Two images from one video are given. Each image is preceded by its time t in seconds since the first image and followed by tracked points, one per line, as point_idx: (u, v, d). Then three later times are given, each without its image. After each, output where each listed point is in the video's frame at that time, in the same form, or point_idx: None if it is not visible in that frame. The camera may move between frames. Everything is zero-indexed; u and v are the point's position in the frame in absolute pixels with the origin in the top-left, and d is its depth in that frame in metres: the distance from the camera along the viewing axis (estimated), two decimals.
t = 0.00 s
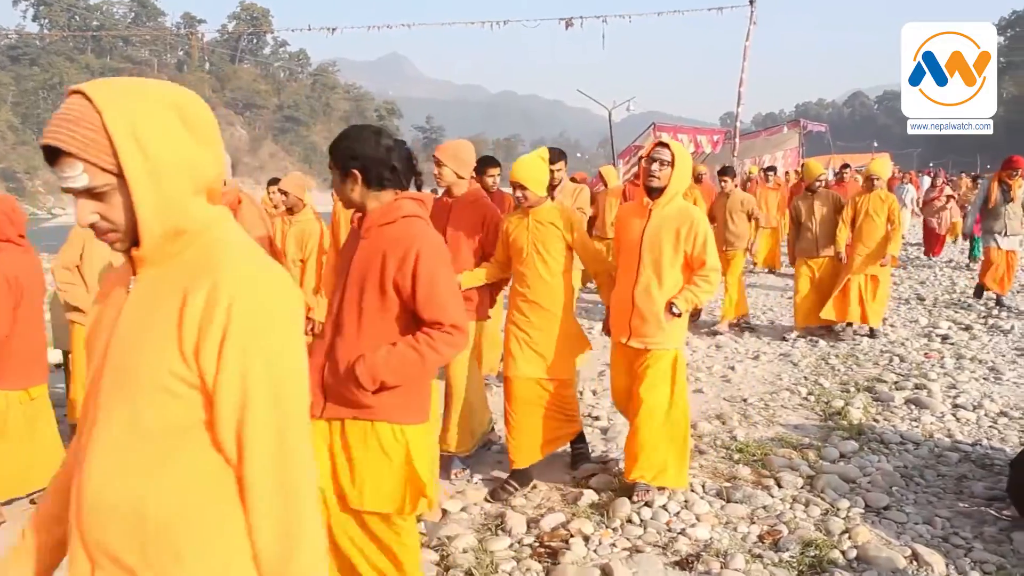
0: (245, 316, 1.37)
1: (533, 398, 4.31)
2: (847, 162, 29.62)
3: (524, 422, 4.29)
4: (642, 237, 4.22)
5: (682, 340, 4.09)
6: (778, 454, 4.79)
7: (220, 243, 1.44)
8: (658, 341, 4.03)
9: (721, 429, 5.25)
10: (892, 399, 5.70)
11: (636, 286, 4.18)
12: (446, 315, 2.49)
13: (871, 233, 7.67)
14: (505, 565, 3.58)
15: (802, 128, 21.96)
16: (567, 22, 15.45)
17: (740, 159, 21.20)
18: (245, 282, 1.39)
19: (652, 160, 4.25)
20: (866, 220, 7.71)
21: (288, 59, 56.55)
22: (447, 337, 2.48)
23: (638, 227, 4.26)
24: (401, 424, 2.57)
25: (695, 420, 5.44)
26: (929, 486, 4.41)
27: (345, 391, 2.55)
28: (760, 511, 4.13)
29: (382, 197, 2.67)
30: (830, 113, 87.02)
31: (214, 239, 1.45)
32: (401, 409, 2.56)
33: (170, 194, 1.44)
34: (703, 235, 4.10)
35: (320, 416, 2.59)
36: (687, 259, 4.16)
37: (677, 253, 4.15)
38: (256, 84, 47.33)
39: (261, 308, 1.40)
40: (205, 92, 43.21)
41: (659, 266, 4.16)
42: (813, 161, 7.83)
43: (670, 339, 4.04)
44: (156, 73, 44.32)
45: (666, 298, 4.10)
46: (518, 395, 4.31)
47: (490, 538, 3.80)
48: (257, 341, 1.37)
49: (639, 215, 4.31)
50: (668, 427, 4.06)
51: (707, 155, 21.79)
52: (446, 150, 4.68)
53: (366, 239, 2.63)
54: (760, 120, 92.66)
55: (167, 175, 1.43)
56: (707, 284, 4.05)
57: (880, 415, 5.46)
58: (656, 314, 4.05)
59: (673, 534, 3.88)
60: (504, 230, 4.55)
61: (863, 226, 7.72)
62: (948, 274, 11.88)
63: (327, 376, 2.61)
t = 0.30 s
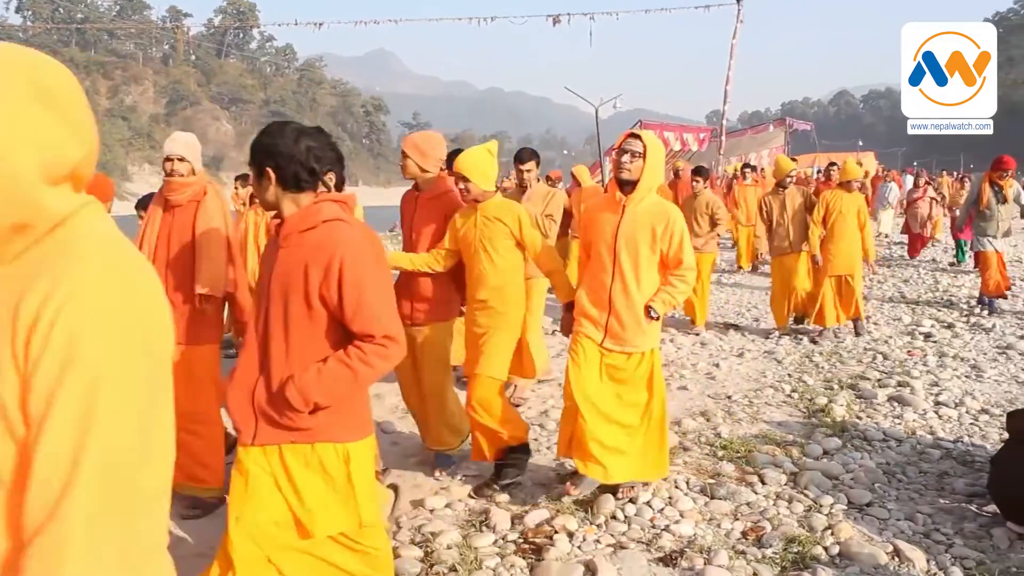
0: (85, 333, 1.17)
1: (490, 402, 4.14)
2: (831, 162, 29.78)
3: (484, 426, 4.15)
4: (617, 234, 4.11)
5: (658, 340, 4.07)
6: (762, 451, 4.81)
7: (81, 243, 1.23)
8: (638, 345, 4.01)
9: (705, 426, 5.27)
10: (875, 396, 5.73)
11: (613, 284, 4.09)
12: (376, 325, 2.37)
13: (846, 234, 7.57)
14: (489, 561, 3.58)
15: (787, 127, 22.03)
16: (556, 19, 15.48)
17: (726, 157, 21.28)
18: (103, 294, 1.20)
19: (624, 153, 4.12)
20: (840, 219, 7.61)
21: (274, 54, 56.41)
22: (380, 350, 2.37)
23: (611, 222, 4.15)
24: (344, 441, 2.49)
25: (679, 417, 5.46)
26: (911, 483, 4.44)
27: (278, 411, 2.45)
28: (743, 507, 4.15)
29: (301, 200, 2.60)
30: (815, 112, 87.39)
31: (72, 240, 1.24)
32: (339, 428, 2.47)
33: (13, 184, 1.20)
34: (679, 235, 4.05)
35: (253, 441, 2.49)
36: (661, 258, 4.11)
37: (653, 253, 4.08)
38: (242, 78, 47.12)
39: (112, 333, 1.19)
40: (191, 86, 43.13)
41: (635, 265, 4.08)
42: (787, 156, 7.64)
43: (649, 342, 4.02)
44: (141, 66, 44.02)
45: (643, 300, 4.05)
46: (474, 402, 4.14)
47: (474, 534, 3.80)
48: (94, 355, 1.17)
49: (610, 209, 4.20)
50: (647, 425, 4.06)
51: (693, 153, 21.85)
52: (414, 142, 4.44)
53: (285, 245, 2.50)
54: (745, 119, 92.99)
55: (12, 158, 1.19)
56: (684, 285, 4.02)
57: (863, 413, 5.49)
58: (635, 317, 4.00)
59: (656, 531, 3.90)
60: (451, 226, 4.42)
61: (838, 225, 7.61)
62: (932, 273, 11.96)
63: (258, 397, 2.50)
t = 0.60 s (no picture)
0: None
1: (425, 428, 3.85)
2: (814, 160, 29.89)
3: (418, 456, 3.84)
4: (563, 244, 3.82)
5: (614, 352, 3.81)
6: (746, 448, 4.82)
7: None
8: (599, 361, 3.72)
9: (689, 423, 5.28)
10: (858, 394, 5.76)
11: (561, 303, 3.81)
12: (298, 316, 2.40)
13: (823, 233, 7.22)
14: (474, 558, 3.58)
15: (772, 125, 22.10)
16: (541, 16, 15.49)
17: (711, 155, 21.34)
18: None
19: (564, 158, 3.84)
20: (816, 217, 7.28)
21: (258, 49, 56.19)
22: (303, 338, 2.41)
23: (556, 235, 3.85)
24: (248, 454, 2.42)
25: (663, 415, 5.47)
26: (893, 480, 4.47)
27: (186, 424, 2.31)
28: (728, 505, 4.16)
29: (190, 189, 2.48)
30: (799, 111, 87.72)
31: None
32: (245, 437, 2.40)
33: None
34: (632, 239, 3.79)
35: (158, 464, 2.34)
36: (613, 265, 3.84)
37: (604, 260, 3.82)
38: (226, 74, 46.88)
39: None
40: (175, 81, 42.92)
41: (586, 275, 3.80)
42: (764, 155, 7.48)
43: (609, 356, 3.76)
44: (124, 61, 43.65)
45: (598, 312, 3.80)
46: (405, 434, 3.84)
47: (459, 531, 3.80)
48: None
49: (554, 219, 3.90)
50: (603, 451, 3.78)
51: (679, 151, 21.90)
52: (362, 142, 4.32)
53: (177, 244, 2.36)
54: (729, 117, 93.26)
55: None
56: (641, 293, 3.75)
57: (846, 410, 5.52)
58: (592, 333, 3.72)
59: (641, 528, 3.90)
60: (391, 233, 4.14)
61: (812, 224, 7.28)
62: (914, 271, 12.05)
63: (156, 417, 2.33)
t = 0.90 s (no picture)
0: None
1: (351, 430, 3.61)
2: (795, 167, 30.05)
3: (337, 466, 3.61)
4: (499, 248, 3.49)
5: (551, 365, 3.41)
6: (726, 454, 4.83)
7: None
8: (529, 372, 3.32)
9: (670, 429, 5.29)
10: (838, 399, 5.79)
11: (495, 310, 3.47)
12: (192, 350, 2.12)
13: (800, 245, 6.98)
14: (454, 563, 3.57)
15: (754, 132, 22.21)
16: (524, 21, 15.53)
17: (693, 161, 21.42)
18: None
19: (502, 161, 3.53)
20: (793, 228, 7.01)
21: (241, 52, 56.02)
22: (192, 374, 2.13)
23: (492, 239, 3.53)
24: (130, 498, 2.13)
25: (644, 421, 5.48)
26: (873, 485, 4.49)
27: (55, 462, 2.02)
28: (708, 510, 4.17)
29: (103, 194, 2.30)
30: (781, 118, 88.24)
31: None
32: (126, 481, 2.11)
33: None
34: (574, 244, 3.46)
35: (33, 509, 2.04)
36: (553, 272, 3.49)
37: (542, 266, 3.46)
38: (209, 77, 46.66)
39: None
40: (157, 84, 42.75)
41: (521, 282, 3.45)
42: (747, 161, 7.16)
43: (544, 369, 3.36)
44: (106, 63, 43.37)
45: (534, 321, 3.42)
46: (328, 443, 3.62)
47: (439, 537, 3.79)
48: None
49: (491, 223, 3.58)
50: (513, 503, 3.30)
51: (661, 158, 21.98)
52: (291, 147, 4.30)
53: (56, 269, 2.06)
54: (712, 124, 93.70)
55: None
56: (582, 301, 3.38)
57: (826, 416, 5.54)
58: (526, 342, 3.35)
59: (622, 533, 3.90)
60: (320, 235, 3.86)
61: (789, 236, 7.02)
62: (894, 278, 12.14)
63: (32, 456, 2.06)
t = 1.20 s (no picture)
0: None
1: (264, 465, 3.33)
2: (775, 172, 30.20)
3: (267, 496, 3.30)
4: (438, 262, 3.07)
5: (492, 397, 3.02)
6: (706, 459, 4.85)
7: None
8: (465, 408, 2.95)
9: (650, 434, 5.30)
10: (817, 404, 5.82)
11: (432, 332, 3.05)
12: (46, 378, 1.82)
13: (778, 253, 6.95)
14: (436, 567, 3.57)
15: (734, 138, 22.29)
16: (505, 26, 15.54)
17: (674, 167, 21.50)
18: None
19: (446, 165, 3.10)
20: (770, 237, 6.99)
21: (222, 55, 55.79)
22: (48, 410, 1.83)
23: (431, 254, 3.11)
24: None
25: (625, 426, 5.48)
26: (851, 490, 4.51)
27: None
28: (688, 515, 4.17)
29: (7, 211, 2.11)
30: (761, 125, 88.71)
31: None
32: None
33: None
34: (519, 265, 3.01)
35: None
36: (497, 294, 3.05)
37: (485, 288, 3.02)
38: (190, 80, 46.38)
39: None
40: (137, 86, 42.51)
41: (458, 304, 3.02)
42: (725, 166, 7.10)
43: (480, 405, 2.97)
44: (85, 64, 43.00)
45: (472, 349, 3.00)
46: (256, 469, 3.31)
47: (419, 541, 3.78)
48: None
49: (433, 237, 3.16)
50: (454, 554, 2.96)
51: (642, 164, 22.05)
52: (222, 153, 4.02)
53: None
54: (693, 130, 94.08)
55: None
56: (525, 329, 2.96)
57: (805, 421, 5.56)
58: (461, 373, 2.96)
59: (602, 539, 3.90)
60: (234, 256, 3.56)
61: (767, 245, 6.98)
62: (873, 284, 12.23)
63: None
